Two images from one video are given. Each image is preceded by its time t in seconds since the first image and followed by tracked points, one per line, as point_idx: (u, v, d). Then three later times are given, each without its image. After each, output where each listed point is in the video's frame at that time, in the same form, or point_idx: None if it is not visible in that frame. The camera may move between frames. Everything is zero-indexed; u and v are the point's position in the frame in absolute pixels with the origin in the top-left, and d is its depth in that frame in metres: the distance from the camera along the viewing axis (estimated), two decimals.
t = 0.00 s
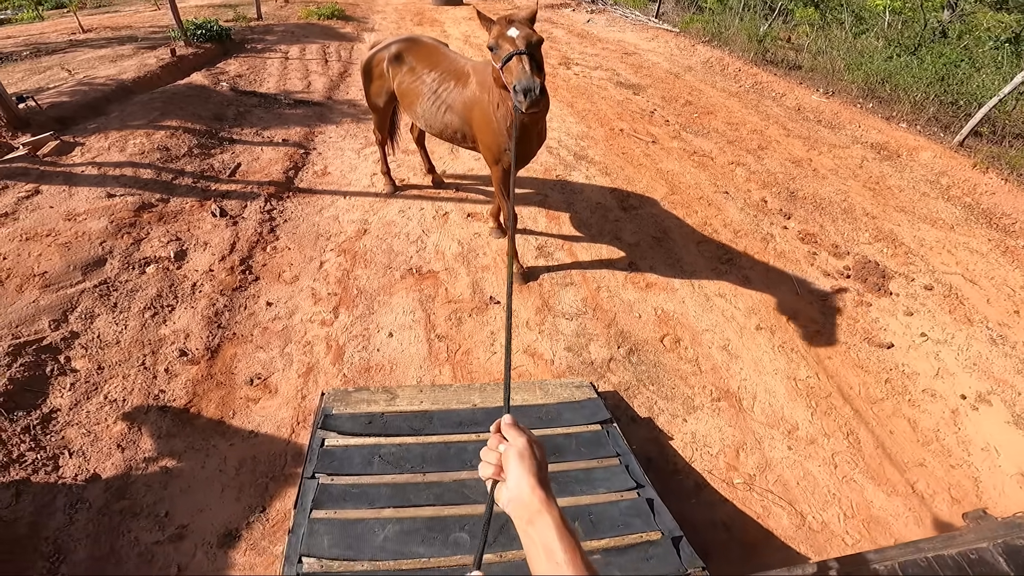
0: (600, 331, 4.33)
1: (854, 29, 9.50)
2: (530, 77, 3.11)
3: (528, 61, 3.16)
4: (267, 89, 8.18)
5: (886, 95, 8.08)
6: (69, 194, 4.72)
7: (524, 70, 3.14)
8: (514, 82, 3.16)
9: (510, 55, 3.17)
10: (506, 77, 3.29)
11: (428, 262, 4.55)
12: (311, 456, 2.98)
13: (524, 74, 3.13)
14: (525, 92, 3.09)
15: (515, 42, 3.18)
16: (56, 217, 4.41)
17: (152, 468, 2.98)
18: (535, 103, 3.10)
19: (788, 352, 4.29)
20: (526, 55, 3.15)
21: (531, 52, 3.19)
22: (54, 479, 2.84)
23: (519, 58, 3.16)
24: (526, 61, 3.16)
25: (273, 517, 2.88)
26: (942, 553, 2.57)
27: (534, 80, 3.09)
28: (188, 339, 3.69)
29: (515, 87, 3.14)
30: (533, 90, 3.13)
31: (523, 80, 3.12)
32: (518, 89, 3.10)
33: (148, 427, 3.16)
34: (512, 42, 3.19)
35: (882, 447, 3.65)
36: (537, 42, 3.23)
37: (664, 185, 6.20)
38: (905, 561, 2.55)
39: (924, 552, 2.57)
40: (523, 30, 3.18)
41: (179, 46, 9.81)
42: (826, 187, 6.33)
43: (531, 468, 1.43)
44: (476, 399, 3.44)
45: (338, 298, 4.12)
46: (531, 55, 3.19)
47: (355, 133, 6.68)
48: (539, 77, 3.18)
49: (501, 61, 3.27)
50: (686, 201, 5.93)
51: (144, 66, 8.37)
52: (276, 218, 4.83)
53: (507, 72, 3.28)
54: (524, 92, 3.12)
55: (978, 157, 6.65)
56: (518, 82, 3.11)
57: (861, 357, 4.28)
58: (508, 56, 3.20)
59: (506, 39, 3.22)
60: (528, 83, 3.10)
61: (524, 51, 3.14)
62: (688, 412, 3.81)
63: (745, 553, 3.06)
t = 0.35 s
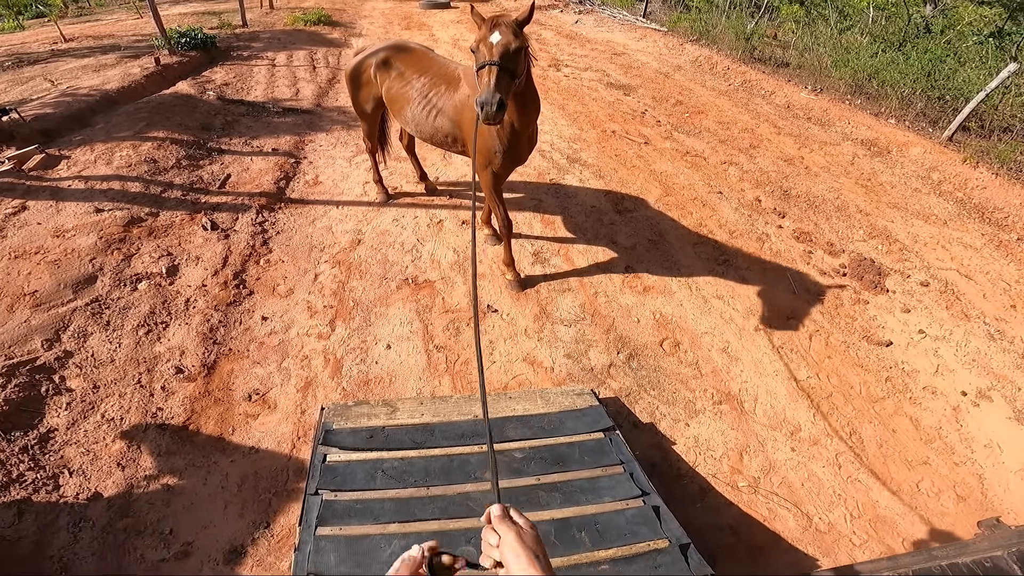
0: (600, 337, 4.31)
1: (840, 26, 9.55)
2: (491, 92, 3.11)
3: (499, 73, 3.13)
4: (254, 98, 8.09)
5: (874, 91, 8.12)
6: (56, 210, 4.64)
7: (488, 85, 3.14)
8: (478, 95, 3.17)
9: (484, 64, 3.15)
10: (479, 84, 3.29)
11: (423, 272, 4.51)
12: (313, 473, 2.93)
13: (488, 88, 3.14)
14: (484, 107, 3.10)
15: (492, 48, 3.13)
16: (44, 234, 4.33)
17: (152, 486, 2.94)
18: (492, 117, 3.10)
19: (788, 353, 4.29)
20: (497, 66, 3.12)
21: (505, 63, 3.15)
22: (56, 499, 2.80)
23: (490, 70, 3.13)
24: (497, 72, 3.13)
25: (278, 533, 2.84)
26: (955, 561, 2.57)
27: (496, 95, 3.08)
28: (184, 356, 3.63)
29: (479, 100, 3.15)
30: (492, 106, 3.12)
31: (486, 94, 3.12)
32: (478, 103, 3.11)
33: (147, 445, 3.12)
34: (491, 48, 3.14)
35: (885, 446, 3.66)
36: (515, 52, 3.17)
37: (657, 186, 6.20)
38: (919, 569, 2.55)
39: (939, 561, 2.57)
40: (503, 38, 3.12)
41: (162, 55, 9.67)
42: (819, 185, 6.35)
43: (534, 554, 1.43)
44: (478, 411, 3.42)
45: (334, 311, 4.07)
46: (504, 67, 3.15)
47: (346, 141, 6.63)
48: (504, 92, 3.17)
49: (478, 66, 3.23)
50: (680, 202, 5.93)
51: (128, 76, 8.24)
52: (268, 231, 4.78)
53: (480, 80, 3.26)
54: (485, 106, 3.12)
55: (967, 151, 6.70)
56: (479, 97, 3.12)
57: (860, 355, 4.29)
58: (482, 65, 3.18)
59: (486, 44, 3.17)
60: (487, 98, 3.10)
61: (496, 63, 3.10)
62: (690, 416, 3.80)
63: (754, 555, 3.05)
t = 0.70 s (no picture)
0: (596, 337, 4.35)
1: (822, 23, 9.69)
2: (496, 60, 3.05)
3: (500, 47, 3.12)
4: (243, 106, 8.07)
5: (858, 87, 8.24)
6: (48, 223, 4.65)
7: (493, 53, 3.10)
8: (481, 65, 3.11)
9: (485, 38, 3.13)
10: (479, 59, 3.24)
11: (419, 277, 4.53)
12: (317, 478, 2.94)
13: (491, 57, 3.11)
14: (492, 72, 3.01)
15: (493, 27, 3.14)
16: (37, 248, 4.34)
17: (157, 495, 2.94)
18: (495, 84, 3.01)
19: (782, 348, 4.35)
20: (498, 40, 3.11)
21: (507, 39, 3.16)
22: (62, 509, 2.82)
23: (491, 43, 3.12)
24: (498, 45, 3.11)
25: (283, 540, 2.85)
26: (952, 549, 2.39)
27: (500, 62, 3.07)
28: (183, 366, 3.64)
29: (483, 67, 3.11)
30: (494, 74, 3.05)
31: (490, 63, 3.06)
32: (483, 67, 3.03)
33: (150, 455, 3.12)
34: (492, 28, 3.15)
35: (882, 439, 3.72)
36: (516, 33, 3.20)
37: (649, 186, 6.25)
38: (915, 558, 2.37)
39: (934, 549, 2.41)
40: (506, 19, 3.15)
41: (148, 64, 9.62)
42: (807, 181, 6.44)
43: None
44: (477, 413, 3.45)
45: (331, 318, 4.08)
46: (505, 45, 3.16)
47: (337, 147, 6.63)
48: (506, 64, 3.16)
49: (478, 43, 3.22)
50: (672, 201, 5.99)
51: (114, 85, 8.19)
52: (262, 239, 4.78)
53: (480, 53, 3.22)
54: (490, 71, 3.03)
55: (951, 145, 6.82)
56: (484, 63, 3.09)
57: (854, 349, 4.36)
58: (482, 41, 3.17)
59: (486, 24, 3.18)
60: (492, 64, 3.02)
61: (499, 36, 3.11)
62: (688, 413, 3.84)
63: (757, 549, 3.10)
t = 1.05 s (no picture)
0: (596, 336, 4.42)
1: (809, 24, 9.86)
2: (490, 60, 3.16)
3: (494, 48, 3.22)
4: (239, 114, 8.12)
5: (846, 87, 8.39)
6: (51, 233, 4.71)
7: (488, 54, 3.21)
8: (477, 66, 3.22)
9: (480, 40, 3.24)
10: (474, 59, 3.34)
11: (420, 281, 4.59)
12: (327, 478, 3.00)
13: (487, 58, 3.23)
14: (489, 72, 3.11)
15: (489, 30, 3.25)
16: (41, 258, 4.41)
17: (170, 498, 2.99)
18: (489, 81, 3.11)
19: (779, 343, 4.44)
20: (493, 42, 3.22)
21: (503, 40, 3.30)
22: (76, 513, 2.86)
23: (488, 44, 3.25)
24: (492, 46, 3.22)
25: (295, 540, 2.90)
26: (951, 527, 2.27)
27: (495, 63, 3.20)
28: (191, 372, 3.70)
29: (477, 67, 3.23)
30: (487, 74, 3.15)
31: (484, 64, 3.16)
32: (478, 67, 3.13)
33: (161, 459, 3.17)
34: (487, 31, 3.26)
35: (880, 431, 3.80)
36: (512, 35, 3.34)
37: (644, 187, 6.35)
38: (915, 538, 2.25)
39: (934, 527, 2.28)
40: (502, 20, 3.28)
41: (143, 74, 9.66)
42: (799, 180, 6.55)
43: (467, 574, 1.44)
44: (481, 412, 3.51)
45: (335, 323, 4.14)
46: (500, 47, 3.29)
47: (334, 155, 6.70)
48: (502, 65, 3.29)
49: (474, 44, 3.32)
50: (667, 202, 6.09)
51: (110, 95, 8.22)
52: (264, 246, 4.85)
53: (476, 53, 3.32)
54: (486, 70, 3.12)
55: (939, 142, 6.96)
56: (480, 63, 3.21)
57: (850, 343, 4.45)
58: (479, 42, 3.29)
59: (483, 28, 3.29)
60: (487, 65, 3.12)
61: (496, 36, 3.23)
62: (689, 409, 3.92)
63: (760, 540, 3.17)
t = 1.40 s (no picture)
0: (598, 332, 4.48)
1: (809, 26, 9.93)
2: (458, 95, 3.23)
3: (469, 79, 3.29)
4: (246, 117, 8.23)
5: (847, 88, 8.44)
6: (63, 232, 4.81)
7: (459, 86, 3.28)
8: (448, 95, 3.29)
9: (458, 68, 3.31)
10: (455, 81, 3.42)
11: (425, 278, 4.67)
12: (334, 470, 3.07)
13: (456, 90, 3.27)
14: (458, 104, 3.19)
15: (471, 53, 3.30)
16: (54, 257, 4.51)
17: (179, 492, 3.05)
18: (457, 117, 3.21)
19: (779, 339, 4.49)
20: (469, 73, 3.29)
21: (478, 70, 3.31)
22: (87, 507, 2.92)
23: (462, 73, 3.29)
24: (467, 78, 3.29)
25: (302, 533, 2.96)
26: (945, 508, 2.34)
27: (463, 98, 3.23)
28: (200, 367, 3.78)
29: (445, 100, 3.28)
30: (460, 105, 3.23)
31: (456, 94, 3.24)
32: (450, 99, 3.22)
33: (171, 453, 3.24)
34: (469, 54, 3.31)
35: (880, 426, 3.85)
36: (490, 60, 3.35)
37: (645, 187, 6.42)
38: (910, 519, 2.32)
39: (928, 508, 2.34)
40: (482, 45, 3.29)
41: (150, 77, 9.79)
42: (800, 180, 6.61)
43: (443, 559, 1.58)
44: (485, 406, 3.58)
45: (342, 320, 4.22)
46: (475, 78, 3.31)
47: (340, 156, 6.79)
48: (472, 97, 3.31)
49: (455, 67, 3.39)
50: (668, 202, 6.15)
51: (118, 97, 8.34)
52: (271, 246, 4.94)
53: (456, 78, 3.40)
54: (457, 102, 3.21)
55: (939, 142, 7.01)
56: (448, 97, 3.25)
57: (851, 340, 4.49)
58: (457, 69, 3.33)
59: (467, 49, 3.33)
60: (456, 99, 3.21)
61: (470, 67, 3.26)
62: (690, 403, 3.97)
63: (761, 533, 3.22)
